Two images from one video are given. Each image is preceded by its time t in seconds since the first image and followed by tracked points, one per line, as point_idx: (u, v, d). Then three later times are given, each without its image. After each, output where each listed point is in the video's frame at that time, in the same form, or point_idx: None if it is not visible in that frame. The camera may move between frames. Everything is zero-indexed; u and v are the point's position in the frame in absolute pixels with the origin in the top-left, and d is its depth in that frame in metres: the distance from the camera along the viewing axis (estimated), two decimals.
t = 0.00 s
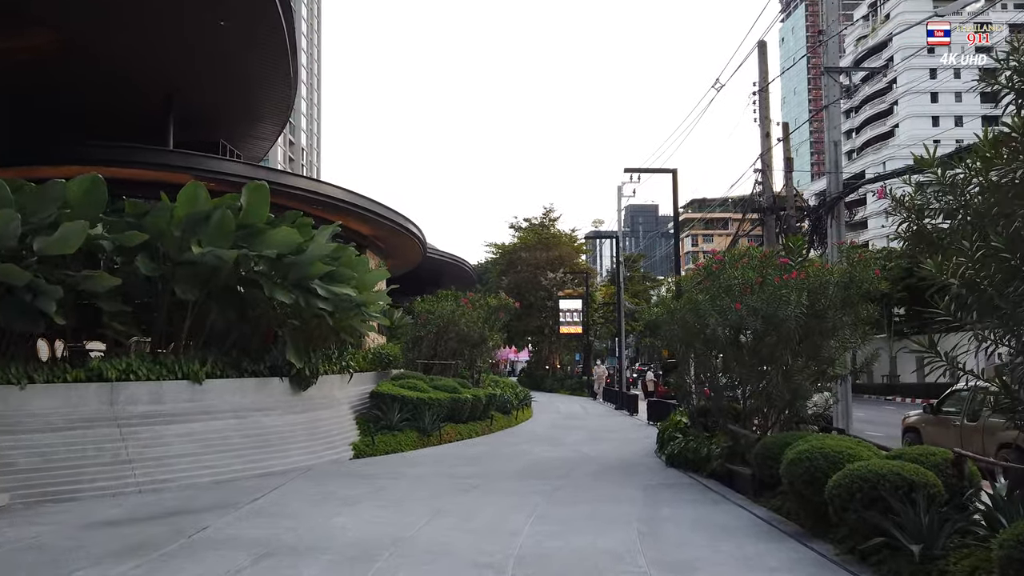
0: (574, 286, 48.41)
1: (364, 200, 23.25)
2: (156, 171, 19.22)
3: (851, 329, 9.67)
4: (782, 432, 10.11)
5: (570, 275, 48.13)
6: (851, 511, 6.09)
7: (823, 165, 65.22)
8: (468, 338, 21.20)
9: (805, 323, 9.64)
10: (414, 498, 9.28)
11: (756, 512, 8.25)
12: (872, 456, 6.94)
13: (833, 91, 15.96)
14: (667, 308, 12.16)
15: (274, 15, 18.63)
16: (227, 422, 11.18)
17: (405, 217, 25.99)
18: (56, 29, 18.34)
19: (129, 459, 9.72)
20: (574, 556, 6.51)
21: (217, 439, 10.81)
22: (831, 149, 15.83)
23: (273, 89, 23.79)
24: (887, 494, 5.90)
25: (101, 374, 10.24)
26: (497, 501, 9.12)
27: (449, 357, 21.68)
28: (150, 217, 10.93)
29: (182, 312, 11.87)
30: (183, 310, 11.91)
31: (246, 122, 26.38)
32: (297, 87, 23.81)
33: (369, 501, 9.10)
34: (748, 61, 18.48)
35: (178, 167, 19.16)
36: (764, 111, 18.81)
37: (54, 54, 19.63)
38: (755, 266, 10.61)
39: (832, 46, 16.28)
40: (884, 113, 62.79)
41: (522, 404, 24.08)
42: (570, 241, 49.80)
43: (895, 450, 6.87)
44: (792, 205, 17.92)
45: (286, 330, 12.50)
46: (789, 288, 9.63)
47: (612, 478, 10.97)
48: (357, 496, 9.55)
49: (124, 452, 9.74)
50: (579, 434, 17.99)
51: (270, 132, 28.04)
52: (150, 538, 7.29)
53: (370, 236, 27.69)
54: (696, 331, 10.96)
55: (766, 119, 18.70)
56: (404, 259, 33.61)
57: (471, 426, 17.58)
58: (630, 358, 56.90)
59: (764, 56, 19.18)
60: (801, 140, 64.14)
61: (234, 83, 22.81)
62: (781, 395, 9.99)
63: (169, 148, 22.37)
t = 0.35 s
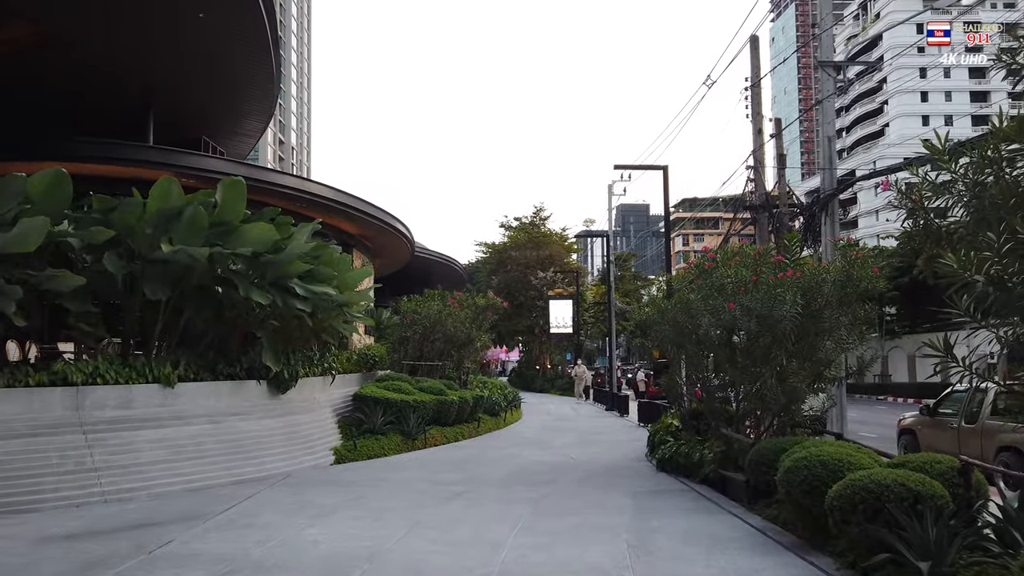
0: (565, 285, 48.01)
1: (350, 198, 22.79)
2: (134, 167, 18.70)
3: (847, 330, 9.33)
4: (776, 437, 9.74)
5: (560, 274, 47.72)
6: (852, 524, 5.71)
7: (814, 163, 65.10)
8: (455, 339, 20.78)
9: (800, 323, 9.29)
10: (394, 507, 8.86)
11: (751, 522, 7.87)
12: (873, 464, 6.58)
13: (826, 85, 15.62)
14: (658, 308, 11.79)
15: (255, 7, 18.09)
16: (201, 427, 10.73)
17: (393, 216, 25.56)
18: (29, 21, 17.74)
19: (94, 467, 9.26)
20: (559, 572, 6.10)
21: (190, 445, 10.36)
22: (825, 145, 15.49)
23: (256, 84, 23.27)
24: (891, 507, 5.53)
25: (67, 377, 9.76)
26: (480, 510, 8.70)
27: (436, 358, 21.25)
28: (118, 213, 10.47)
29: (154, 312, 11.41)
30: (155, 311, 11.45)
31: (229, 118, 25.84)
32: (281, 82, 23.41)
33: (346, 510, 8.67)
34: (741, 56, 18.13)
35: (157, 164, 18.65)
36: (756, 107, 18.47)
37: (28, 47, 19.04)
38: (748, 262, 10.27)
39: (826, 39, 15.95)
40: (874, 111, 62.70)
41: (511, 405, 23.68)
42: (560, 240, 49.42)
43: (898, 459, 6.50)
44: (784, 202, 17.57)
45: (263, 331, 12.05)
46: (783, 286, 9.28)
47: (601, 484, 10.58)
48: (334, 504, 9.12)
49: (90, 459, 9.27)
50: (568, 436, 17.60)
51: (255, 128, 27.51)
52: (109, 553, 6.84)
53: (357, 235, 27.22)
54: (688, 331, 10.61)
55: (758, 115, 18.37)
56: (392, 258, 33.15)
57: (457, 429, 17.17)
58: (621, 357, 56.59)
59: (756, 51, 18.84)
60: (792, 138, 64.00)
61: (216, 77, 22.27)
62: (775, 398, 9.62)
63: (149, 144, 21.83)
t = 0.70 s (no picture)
0: (556, 280, 47.66)
1: (338, 191, 22.35)
2: (113, 158, 18.18)
3: (848, 323, 9.02)
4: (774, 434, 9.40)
5: (551, 270, 47.37)
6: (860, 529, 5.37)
7: (804, 160, 65.05)
8: (444, 334, 20.39)
9: (799, 316, 8.97)
10: (375, 508, 8.47)
11: (748, 523, 7.52)
12: (879, 463, 6.24)
13: (823, 75, 15.30)
14: (651, 302, 11.44)
15: None
16: (177, 425, 10.31)
17: (381, 209, 25.11)
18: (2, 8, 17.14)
19: (61, 466, 8.82)
20: None
21: (164, 444, 9.96)
22: (821, 136, 15.18)
23: (241, 74, 22.72)
24: (902, 510, 5.20)
25: (34, 373, 9.28)
26: (465, 511, 8.33)
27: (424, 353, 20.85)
28: (90, 201, 9.94)
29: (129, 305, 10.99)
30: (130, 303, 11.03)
31: (214, 109, 25.30)
32: (263, 73, 22.87)
33: (325, 512, 8.27)
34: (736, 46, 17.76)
35: (137, 154, 18.16)
36: (750, 98, 18.15)
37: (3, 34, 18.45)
38: (748, 254, 9.93)
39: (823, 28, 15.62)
40: (865, 108, 62.64)
41: (501, 401, 23.33)
42: (552, 236, 49.08)
43: (905, 458, 6.16)
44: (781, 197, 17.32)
45: (243, 324, 11.61)
46: (781, 278, 8.95)
47: (593, 483, 10.23)
48: (313, 505, 8.71)
49: (56, 458, 8.83)
50: (559, 433, 17.25)
51: (240, 119, 26.97)
52: (69, 559, 6.43)
53: (345, 230, 26.75)
54: (683, 325, 10.26)
55: (753, 107, 18.04)
56: (381, 253, 32.70)
57: (445, 425, 16.80)
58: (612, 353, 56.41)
59: (751, 41, 18.51)
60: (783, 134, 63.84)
61: (198, 67, 21.71)
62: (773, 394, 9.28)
63: (130, 135, 21.29)
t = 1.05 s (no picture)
0: (541, 279, 47.32)
1: (319, 187, 21.90)
2: (85, 152, 17.67)
3: (839, 322, 8.73)
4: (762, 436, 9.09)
5: (537, 268, 47.02)
6: (855, 541, 5.06)
7: (790, 160, 65.08)
8: (426, 333, 20.00)
9: (788, 315, 8.68)
10: (347, 515, 8.10)
11: (736, 531, 7.20)
12: (874, 469, 5.93)
13: (812, 70, 15.02)
14: (637, 300, 11.12)
15: None
16: (142, 427, 9.88)
17: (364, 206, 24.66)
18: None
19: (17, 471, 8.39)
20: None
21: (128, 448, 9.53)
22: (809, 131, 14.91)
23: (219, 68, 22.21)
24: (898, 519, 4.90)
25: None
26: (442, 518, 7.97)
27: (407, 352, 20.44)
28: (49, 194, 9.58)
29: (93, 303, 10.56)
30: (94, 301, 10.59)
31: (192, 103, 24.77)
32: (241, 66, 22.37)
33: (293, 520, 7.88)
34: (722, 40, 17.46)
35: (111, 148, 17.64)
36: (737, 94, 17.86)
37: None
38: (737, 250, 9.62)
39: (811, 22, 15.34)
40: (851, 108, 62.72)
41: (485, 401, 22.97)
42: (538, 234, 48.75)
43: (902, 463, 5.85)
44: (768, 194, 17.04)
45: (214, 322, 11.17)
46: (771, 275, 8.66)
47: (575, 487, 9.89)
48: (282, 512, 8.32)
49: (11, 463, 8.40)
50: (543, 434, 16.90)
51: (219, 113, 26.44)
52: (15, 573, 6.02)
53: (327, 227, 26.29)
54: (669, 324, 9.95)
55: (740, 103, 17.75)
56: (364, 251, 32.24)
57: (426, 426, 16.43)
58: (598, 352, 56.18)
59: (738, 36, 18.21)
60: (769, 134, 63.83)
61: (175, 61, 21.20)
62: (762, 396, 8.96)
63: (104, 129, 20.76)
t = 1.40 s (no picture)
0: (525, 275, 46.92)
1: (297, 181, 21.39)
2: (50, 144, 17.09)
3: (825, 317, 8.39)
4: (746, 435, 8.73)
5: (522, 264, 46.59)
6: (843, 550, 4.70)
7: (775, 156, 65.02)
8: (404, 330, 19.55)
9: (773, 310, 8.34)
10: (308, 522, 7.66)
11: (718, 537, 6.82)
12: (861, 473, 5.58)
13: (798, 60, 14.68)
14: (617, 296, 10.75)
15: None
16: (97, 429, 9.34)
17: (343, 201, 24.13)
18: None
19: None
20: None
21: (80, 451, 9.02)
22: (794, 123, 14.58)
23: (191, 60, 21.63)
24: (891, 528, 4.53)
25: None
26: (408, 524, 7.55)
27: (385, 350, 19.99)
28: None
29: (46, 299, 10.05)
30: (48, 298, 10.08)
31: (164, 95, 24.16)
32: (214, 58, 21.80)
33: (250, 526, 7.44)
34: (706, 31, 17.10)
35: (78, 139, 17.06)
36: (721, 85, 17.51)
37: None
38: (721, 242, 9.26)
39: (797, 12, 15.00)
40: (836, 105, 62.72)
41: (465, 399, 22.56)
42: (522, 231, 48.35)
43: (891, 467, 5.51)
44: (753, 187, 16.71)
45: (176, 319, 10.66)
46: (755, 268, 8.31)
47: (551, 489, 9.50)
48: (240, 518, 7.88)
49: None
50: (523, 433, 16.51)
51: (193, 106, 25.84)
52: None
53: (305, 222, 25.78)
54: (650, 320, 9.57)
55: (724, 94, 17.40)
56: (344, 247, 31.74)
57: (403, 426, 16.02)
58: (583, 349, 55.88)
59: (722, 27, 17.85)
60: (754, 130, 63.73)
61: (145, 54, 20.60)
62: (745, 393, 8.61)
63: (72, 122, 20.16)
